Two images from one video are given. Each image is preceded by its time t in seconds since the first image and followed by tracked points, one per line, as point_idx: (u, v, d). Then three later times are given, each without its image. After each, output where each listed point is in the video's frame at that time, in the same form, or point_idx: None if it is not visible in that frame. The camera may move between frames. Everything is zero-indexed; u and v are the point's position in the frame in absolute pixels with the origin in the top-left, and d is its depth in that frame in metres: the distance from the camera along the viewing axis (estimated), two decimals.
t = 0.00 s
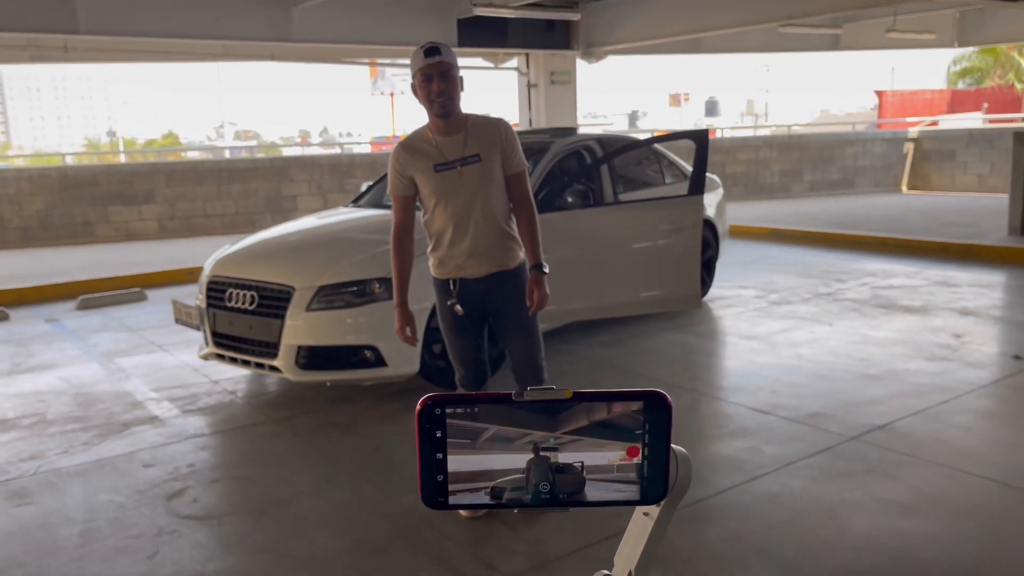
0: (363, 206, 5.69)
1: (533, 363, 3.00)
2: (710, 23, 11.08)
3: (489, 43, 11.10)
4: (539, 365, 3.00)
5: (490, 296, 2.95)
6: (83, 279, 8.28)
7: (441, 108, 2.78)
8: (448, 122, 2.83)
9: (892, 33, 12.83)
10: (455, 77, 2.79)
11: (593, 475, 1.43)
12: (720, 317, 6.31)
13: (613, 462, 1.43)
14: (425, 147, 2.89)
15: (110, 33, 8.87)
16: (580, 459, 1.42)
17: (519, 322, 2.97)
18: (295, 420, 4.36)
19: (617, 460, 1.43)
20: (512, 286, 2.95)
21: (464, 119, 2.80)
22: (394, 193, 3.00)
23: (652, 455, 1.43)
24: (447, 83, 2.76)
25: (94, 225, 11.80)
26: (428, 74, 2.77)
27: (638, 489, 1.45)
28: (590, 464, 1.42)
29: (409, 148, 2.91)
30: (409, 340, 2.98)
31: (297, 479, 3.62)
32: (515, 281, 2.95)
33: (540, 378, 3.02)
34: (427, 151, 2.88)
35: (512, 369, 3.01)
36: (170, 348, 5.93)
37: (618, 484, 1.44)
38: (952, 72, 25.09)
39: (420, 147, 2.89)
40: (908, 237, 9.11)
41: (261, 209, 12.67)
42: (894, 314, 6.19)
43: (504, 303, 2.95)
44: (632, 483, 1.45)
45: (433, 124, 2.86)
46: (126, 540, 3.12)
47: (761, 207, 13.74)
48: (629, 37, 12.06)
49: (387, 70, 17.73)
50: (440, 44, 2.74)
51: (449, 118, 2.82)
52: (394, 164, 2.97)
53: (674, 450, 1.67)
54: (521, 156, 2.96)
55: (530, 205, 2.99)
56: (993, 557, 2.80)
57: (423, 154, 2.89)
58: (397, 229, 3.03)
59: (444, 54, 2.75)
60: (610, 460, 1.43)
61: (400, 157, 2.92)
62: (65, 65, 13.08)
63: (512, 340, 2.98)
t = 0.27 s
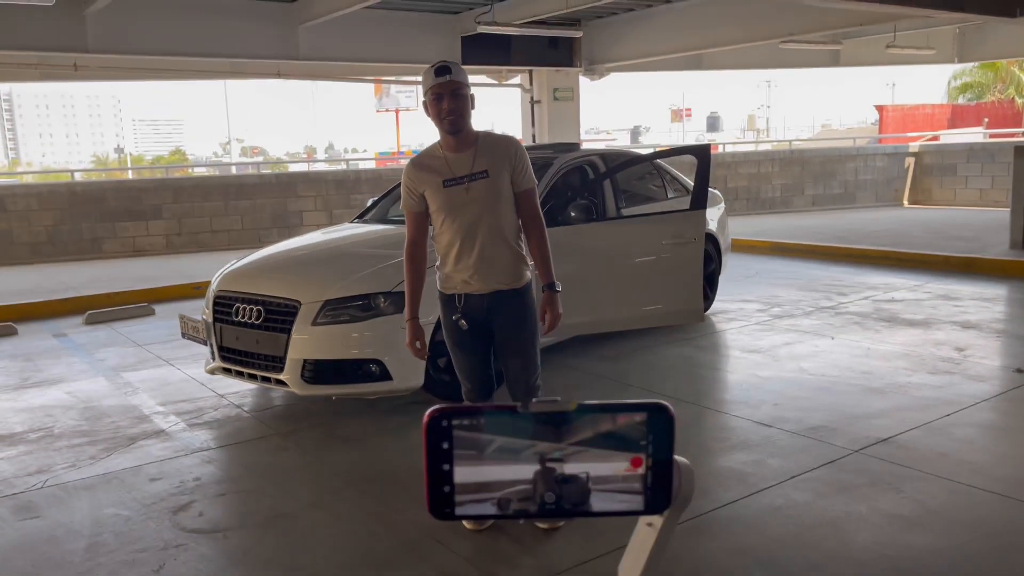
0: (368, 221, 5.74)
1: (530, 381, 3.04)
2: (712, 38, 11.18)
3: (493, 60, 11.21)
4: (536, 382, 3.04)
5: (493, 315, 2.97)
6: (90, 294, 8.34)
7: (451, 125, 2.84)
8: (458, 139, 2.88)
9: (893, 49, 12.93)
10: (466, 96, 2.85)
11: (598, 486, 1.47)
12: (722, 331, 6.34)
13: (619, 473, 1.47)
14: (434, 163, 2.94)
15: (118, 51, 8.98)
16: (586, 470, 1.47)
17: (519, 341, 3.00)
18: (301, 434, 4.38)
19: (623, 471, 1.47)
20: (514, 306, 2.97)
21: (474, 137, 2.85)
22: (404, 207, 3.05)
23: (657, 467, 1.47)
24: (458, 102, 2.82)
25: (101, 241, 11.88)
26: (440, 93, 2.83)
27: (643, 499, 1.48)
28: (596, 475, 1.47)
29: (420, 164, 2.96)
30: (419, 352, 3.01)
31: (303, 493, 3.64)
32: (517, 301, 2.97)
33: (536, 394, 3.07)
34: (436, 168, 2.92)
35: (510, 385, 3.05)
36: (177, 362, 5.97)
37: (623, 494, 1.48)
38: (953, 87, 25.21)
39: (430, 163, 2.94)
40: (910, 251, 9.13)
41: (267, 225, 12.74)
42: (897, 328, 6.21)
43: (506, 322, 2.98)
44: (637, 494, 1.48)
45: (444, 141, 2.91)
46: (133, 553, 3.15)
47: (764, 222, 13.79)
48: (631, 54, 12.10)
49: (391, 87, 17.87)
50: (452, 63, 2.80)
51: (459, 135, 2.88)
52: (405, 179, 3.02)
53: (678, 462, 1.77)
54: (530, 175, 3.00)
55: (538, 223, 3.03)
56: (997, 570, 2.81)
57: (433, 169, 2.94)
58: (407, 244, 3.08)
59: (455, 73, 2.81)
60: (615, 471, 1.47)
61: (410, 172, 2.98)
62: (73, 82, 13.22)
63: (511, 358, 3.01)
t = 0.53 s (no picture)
0: (372, 231, 5.76)
1: (533, 393, 3.02)
2: (715, 49, 11.22)
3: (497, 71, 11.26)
4: (540, 394, 3.02)
5: (496, 325, 2.97)
6: (94, 304, 8.35)
7: (465, 135, 2.85)
8: (469, 149, 2.89)
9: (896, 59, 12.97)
10: (481, 107, 2.85)
11: (606, 495, 1.47)
12: (726, 340, 6.33)
13: (625, 482, 1.47)
14: (445, 171, 2.95)
15: (124, 61, 9.02)
16: (593, 479, 1.47)
17: (523, 352, 2.99)
18: (304, 443, 4.38)
19: (629, 479, 1.47)
20: (518, 316, 2.96)
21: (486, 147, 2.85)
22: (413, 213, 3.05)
23: (663, 476, 1.46)
24: (473, 112, 2.83)
25: (105, 251, 11.91)
26: (455, 102, 2.84)
27: (651, 508, 1.47)
28: (602, 484, 1.46)
29: (430, 171, 2.97)
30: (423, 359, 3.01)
31: (306, 503, 3.64)
32: (521, 311, 2.97)
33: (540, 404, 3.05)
34: (447, 176, 2.93)
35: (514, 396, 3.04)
36: (180, 372, 5.98)
37: (630, 503, 1.47)
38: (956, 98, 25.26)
39: (441, 170, 2.95)
40: (914, 261, 9.13)
41: (270, 235, 12.76)
42: (901, 338, 6.19)
43: (509, 332, 2.97)
44: (644, 503, 1.48)
45: (456, 150, 2.91)
46: (136, 563, 3.14)
47: (767, 231, 13.78)
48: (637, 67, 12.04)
49: (395, 97, 17.93)
50: (469, 71, 2.80)
51: (471, 145, 2.88)
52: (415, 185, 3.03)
53: (683, 469, 1.77)
54: (539, 187, 3.01)
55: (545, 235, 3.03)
56: None
57: (443, 177, 2.94)
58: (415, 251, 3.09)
59: (471, 82, 2.81)
60: (622, 479, 1.47)
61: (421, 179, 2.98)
62: (78, 93, 13.27)
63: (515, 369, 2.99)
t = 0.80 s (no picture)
0: (370, 235, 5.77)
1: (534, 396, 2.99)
2: (713, 54, 11.24)
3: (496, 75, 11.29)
4: (539, 398, 3.00)
5: (496, 327, 2.97)
6: (93, 308, 8.34)
7: (466, 140, 2.85)
8: (470, 154, 2.89)
9: (893, 64, 13.02)
10: (484, 113, 2.86)
11: (609, 499, 1.47)
12: (724, 345, 6.33)
13: (628, 487, 1.47)
14: (445, 175, 2.95)
15: (124, 65, 9.02)
16: (596, 484, 1.47)
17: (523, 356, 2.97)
18: (302, 448, 4.37)
19: (632, 484, 1.47)
20: (517, 320, 2.96)
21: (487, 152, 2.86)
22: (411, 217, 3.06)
23: (665, 480, 1.46)
24: (475, 117, 2.84)
25: (103, 255, 11.89)
26: (458, 107, 2.85)
27: (653, 512, 1.47)
28: (605, 489, 1.46)
29: (430, 176, 2.97)
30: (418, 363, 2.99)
31: (305, 507, 3.63)
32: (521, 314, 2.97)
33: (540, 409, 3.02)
34: (446, 181, 2.93)
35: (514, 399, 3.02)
36: (178, 376, 5.97)
37: (633, 507, 1.47)
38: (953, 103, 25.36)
39: (441, 174, 2.95)
40: (912, 266, 9.14)
41: (269, 239, 12.76)
42: (899, 342, 6.20)
43: (509, 335, 2.97)
44: (647, 508, 1.47)
45: (455, 155, 2.92)
46: (133, 568, 3.13)
47: (766, 236, 13.80)
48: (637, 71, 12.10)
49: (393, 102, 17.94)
50: (473, 78, 2.81)
51: (472, 151, 2.89)
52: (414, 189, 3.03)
53: (685, 475, 1.77)
54: (538, 193, 3.02)
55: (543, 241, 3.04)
56: None
57: (443, 182, 2.94)
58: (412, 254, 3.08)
59: (476, 88, 2.83)
60: (624, 484, 1.46)
61: (420, 183, 2.98)
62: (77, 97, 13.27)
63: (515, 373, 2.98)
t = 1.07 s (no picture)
0: (360, 234, 5.76)
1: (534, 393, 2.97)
2: (703, 54, 11.27)
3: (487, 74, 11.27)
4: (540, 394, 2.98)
5: (492, 324, 2.96)
6: (81, 308, 8.29)
7: (455, 143, 2.84)
8: (460, 156, 2.88)
9: (882, 66, 13.09)
10: (471, 113, 2.85)
11: (602, 498, 1.47)
12: (714, 345, 6.35)
13: (619, 485, 1.47)
14: (435, 179, 2.93)
15: (112, 63, 8.96)
16: (587, 483, 1.46)
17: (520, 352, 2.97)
18: (292, 448, 4.36)
19: (623, 483, 1.47)
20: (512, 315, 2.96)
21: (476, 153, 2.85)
22: (400, 222, 3.03)
23: (657, 479, 1.46)
24: (464, 119, 2.82)
25: (91, 254, 11.82)
26: (445, 109, 2.82)
27: (645, 510, 1.48)
28: (596, 488, 1.46)
29: (419, 180, 2.94)
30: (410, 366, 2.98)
31: (295, 508, 3.61)
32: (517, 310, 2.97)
33: (540, 406, 3.00)
34: (437, 184, 2.92)
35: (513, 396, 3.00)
36: (167, 376, 5.93)
37: (624, 506, 1.47)
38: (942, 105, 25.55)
39: (430, 178, 2.93)
40: (900, 267, 9.19)
41: (258, 239, 12.71)
42: (888, 342, 6.23)
43: (505, 332, 2.96)
44: (639, 506, 1.48)
45: (445, 158, 2.90)
46: (122, 569, 3.11)
47: (756, 236, 13.85)
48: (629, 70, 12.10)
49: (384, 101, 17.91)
50: (458, 80, 2.79)
51: (462, 153, 2.88)
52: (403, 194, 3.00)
53: (678, 475, 1.77)
54: (527, 190, 3.03)
55: (534, 237, 3.03)
56: None
57: (433, 186, 2.93)
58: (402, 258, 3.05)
59: (463, 89, 2.81)
60: (615, 483, 1.46)
61: (409, 188, 2.95)
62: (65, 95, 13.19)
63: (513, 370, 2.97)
